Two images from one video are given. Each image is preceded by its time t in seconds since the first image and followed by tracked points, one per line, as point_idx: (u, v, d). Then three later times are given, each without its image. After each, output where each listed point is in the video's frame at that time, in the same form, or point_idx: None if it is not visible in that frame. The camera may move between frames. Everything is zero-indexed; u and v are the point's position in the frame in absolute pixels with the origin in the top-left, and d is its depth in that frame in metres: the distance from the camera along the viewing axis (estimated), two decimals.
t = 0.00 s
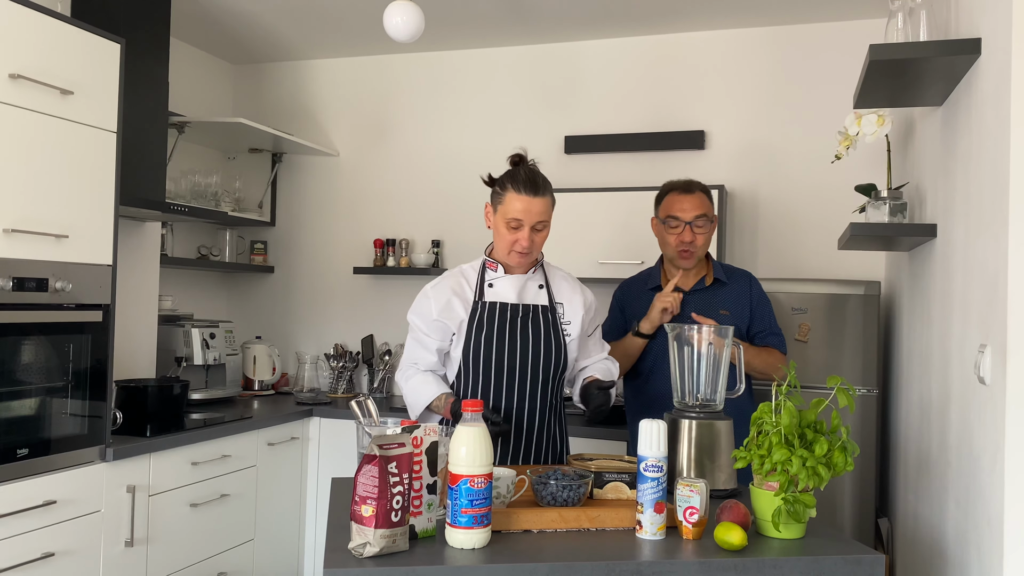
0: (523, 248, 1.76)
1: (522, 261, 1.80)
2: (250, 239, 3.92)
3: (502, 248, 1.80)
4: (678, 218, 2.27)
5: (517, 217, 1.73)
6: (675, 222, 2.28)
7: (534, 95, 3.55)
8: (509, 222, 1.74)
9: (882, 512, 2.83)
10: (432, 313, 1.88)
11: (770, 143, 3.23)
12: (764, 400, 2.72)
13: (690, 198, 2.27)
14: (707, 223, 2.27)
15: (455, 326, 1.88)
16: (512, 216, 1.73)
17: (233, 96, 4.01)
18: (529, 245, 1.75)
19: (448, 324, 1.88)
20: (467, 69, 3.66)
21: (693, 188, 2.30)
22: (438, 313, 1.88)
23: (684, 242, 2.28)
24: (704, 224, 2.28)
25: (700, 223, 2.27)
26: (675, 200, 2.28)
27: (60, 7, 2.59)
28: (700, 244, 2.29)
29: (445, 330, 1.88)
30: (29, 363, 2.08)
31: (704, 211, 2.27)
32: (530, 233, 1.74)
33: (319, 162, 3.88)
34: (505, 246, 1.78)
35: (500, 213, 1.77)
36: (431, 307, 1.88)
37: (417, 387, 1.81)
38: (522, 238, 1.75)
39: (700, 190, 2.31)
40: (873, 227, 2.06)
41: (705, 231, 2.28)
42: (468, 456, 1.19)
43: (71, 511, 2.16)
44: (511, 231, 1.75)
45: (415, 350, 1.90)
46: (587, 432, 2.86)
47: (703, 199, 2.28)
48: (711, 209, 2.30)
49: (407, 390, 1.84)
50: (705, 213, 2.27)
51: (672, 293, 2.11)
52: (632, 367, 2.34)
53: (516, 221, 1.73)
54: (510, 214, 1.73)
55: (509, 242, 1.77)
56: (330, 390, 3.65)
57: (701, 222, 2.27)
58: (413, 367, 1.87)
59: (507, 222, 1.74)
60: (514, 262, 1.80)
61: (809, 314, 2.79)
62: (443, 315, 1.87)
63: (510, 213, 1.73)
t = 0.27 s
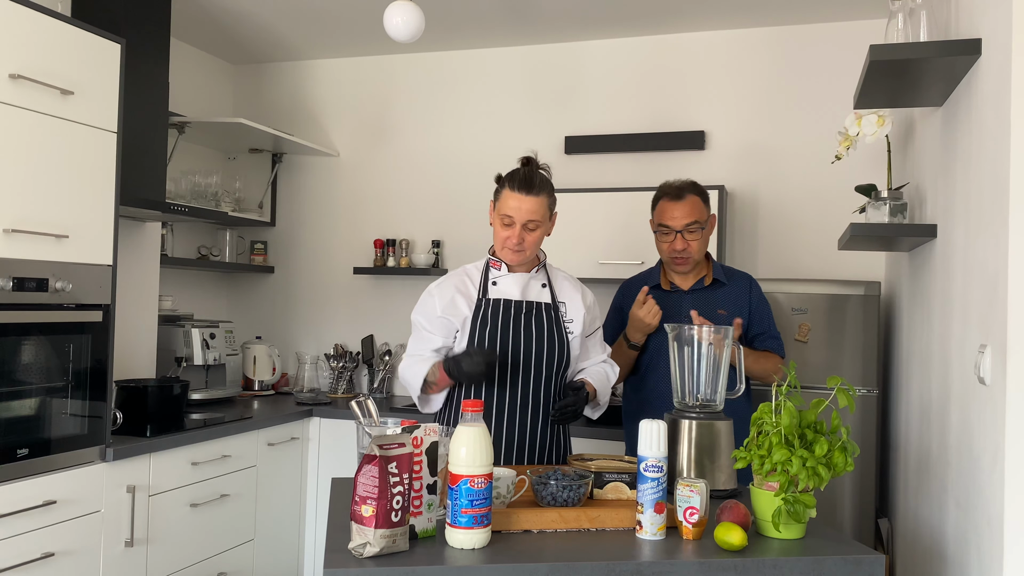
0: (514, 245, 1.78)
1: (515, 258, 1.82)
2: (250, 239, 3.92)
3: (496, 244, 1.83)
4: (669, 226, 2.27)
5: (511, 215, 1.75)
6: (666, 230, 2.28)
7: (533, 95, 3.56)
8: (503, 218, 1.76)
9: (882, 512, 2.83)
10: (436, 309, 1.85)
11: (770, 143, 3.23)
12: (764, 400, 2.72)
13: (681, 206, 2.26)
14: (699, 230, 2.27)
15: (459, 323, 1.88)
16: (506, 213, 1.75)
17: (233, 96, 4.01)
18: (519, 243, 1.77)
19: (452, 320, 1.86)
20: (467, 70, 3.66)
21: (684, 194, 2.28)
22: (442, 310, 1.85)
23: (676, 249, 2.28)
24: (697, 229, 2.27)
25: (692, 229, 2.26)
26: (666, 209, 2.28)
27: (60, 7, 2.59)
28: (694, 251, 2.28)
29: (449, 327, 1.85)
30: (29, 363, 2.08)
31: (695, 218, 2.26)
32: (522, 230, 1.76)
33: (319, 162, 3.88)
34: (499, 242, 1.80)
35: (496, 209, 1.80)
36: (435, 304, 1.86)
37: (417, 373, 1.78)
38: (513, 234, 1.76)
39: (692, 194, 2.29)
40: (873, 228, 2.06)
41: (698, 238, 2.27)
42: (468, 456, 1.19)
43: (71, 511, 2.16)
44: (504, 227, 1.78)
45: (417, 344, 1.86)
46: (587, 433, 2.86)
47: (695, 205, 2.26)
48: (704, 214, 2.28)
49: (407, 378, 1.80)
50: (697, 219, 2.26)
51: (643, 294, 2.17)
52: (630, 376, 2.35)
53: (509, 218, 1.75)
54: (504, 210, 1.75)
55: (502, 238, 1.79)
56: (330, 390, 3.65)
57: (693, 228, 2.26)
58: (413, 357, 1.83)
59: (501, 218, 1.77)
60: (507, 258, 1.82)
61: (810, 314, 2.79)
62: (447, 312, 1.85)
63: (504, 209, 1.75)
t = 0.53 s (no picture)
0: (515, 245, 1.77)
1: (516, 259, 1.81)
2: (250, 239, 3.93)
3: (497, 244, 1.82)
4: (669, 225, 2.29)
5: (511, 214, 1.75)
6: (666, 229, 2.30)
7: (534, 96, 3.56)
8: (503, 217, 1.76)
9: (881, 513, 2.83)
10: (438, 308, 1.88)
11: (770, 144, 3.23)
12: (764, 401, 2.72)
13: (681, 204, 2.28)
14: (699, 229, 2.27)
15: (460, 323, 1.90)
16: (507, 212, 1.75)
17: (234, 96, 4.01)
18: (520, 242, 1.77)
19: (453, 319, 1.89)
20: (467, 70, 3.66)
21: (684, 194, 2.29)
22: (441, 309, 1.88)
23: (676, 247, 2.29)
24: (696, 229, 2.28)
25: (692, 228, 2.27)
26: (667, 207, 2.29)
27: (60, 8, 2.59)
28: (693, 249, 2.29)
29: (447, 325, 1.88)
30: (29, 363, 2.08)
31: (695, 217, 2.26)
32: (522, 230, 1.76)
33: (319, 163, 3.88)
34: (500, 242, 1.80)
35: (497, 209, 1.79)
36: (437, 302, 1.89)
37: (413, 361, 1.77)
38: (514, 234, 1.76)
39: (693, 194, 2.30)
40: (873, 229, 2.06)
41: (697, 237, 2.28)
42: (468, 457, 1.20)
43: (71, 512, 2.16)
44: (505, 227, 1.77)
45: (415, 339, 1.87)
46: (587, 434, 2.86)
47: (695, 204, 2.27)
48: (705, 213, 2.28)
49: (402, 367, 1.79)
50: (696, 218, 2.26)
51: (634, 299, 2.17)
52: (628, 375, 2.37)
53: (510, 218, 1.75)
54: (505, 210, 1.75)
55: (503, 238, 1.79)
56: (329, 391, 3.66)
57: (692, 227, 2.27)
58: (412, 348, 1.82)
59: (502, 218, 1.77)
60: (508, 259, 1.82)
61: (809, 315, 2.79)
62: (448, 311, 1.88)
63: (505, 208, 1.75)
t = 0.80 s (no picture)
0: (514, 242, 1.77)
1: (514, 256, 1.81)
2: (250, 239, 3.92)
3: (496, 243, 1.82)
4: (674, 224, 2.30)
5: (510, 211, 1.75)
6: (672, 228, 2.31)
7: (534, 96, 3.56)
8: (502, 215, 1.76)
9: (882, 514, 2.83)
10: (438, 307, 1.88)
11: (770, 144, 3.23)
12: (764, 401, 2.72)
13: (686, 204, 2.29)
14: (703, 229, 2.29)
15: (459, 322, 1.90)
16: (505, 210, 1.75)
17: (234, 96, 4.01)
18: (519, 239, 1.76)
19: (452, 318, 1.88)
20: (467, 71, 3.66)
21: (689, 195, 2.31)
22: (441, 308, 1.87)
23: (681, 247, 2.30)
24: (701, 229, 2.29)
25: (697, 229, 2.28)
26: (672, 207, 2.31)
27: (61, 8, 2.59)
28: (697, 249, 2.30)
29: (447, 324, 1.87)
30: (29, 363, 2.08)
31: (700, 216, 2.28)
32: (521, 227, 1.76)
33: (319, 163, 3.88)
34: (499, 240, 1.80)
35: (495, 208, 1.80)
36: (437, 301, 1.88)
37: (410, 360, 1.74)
38: (513, 231, 1.76)
39: (698, 194, 2.32)
40: (873, 229, 2.06)
41: (701, 237, 2.29)
42: (469, 457, 1.20)
43: (72, 511, 2.16)
44: (503, 224, 1.77)
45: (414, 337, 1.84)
46: (587, 434, 2.86)
47: (700, 204, 2.29)
48: (710, 214, 2.30)
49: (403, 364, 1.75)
50: (701, 219, 2.28)
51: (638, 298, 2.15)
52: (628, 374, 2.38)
53: (508, 215, 1.75)
54: (503, 208, 1.75)
55: (502, 236, 1.79)
56: (329, 391, 3.65)
57: (697, 228, 2.28)
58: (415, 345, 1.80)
59: (500, 216, 1.77)
60: (507, 257, 1.81)
61: (810, 315, 2.79)
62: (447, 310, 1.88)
63: (503, 206, 1.75)
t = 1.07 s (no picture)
0: (512, 239, 1.78)
1: (513, 253, 1.81)
2: (250, 240, 3.93)
3: (495, 240, 1.83)
4: (677, 224, 2.30)
5: (508, 208, 1.75)
6: (675, 228, 2.31)
7: (535, 97, 3.56)
8: (500, 212, 1.76)
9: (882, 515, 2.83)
10: (448, 298, 1.85)
11: (770, 145, 3.23)
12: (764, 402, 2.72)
13: (690, 204, 2.30)
14: (707, 229, 2.29)
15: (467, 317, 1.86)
16: (503, 206, 1.75)
17: (235, 97, 4.01)
18: (517, 236, 1.77)
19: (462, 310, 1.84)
20: (468, 72, 3.67)
21: (693, 195, 2.31)
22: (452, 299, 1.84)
23: (684, 247, 2.30)
24: (704, 229, 2.29)
25: (700, 229, 2.28)
26: (675, 207, 2.31)
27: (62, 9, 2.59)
28: (700, 250, 2.29)
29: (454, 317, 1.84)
30: (30, 364, 2.08)
31: (703, 217, 2.28)
32: (520, 223, 1.76)
33: (320, 164, 3.88)
34: (498, 237, 1.80)
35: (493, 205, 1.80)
36: (447, 291, 1.85)
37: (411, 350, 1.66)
38: (512, 227, 1.76)
39: (702, 195, 2.33)
40: (875, 231, 2.05)
41: (705, 237, 2.29)
42: (469, 458, 1.20)
43: (72, 512, 2.16)
44: (501, 221, 1.77)
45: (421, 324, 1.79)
46: (587, 434, 2.86)
47: (704, 204, 2.29)
48: (713, 215, 2.30)
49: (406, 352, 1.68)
50: (704, 219, 2.28)
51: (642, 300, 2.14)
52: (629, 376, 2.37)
53: (507, 211, 1.75)
54: (501, 205, 1.75)
55: (501, 233, 1.79)
56: (330, 392, 3.65)
57: (700, 228, 2.28)
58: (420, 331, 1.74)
59: (498, 213, 1.77)
60: (506, 254, 1.82)
61: (810, 316, 2.79)
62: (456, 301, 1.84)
63: (501, 203, 1.75)
